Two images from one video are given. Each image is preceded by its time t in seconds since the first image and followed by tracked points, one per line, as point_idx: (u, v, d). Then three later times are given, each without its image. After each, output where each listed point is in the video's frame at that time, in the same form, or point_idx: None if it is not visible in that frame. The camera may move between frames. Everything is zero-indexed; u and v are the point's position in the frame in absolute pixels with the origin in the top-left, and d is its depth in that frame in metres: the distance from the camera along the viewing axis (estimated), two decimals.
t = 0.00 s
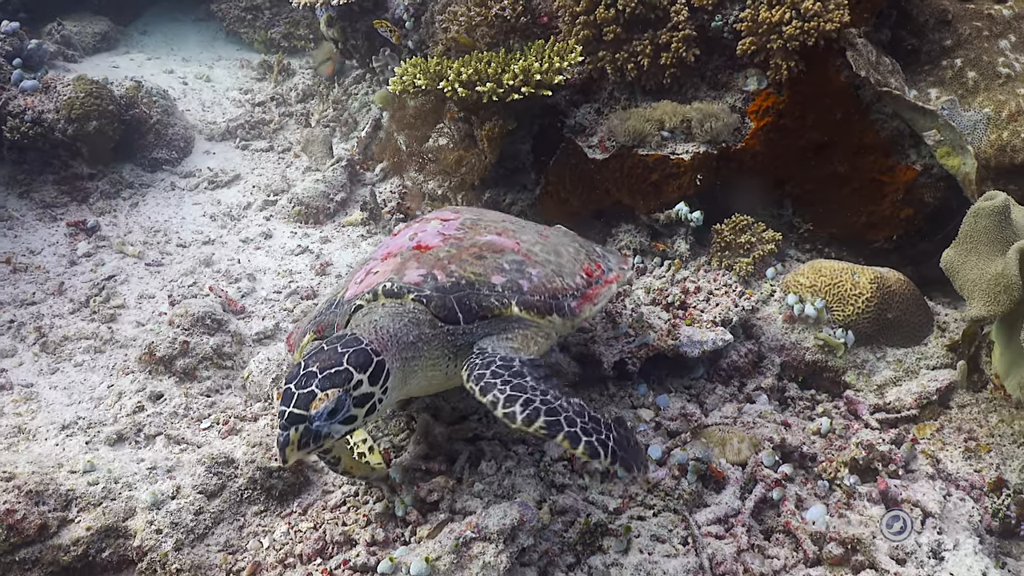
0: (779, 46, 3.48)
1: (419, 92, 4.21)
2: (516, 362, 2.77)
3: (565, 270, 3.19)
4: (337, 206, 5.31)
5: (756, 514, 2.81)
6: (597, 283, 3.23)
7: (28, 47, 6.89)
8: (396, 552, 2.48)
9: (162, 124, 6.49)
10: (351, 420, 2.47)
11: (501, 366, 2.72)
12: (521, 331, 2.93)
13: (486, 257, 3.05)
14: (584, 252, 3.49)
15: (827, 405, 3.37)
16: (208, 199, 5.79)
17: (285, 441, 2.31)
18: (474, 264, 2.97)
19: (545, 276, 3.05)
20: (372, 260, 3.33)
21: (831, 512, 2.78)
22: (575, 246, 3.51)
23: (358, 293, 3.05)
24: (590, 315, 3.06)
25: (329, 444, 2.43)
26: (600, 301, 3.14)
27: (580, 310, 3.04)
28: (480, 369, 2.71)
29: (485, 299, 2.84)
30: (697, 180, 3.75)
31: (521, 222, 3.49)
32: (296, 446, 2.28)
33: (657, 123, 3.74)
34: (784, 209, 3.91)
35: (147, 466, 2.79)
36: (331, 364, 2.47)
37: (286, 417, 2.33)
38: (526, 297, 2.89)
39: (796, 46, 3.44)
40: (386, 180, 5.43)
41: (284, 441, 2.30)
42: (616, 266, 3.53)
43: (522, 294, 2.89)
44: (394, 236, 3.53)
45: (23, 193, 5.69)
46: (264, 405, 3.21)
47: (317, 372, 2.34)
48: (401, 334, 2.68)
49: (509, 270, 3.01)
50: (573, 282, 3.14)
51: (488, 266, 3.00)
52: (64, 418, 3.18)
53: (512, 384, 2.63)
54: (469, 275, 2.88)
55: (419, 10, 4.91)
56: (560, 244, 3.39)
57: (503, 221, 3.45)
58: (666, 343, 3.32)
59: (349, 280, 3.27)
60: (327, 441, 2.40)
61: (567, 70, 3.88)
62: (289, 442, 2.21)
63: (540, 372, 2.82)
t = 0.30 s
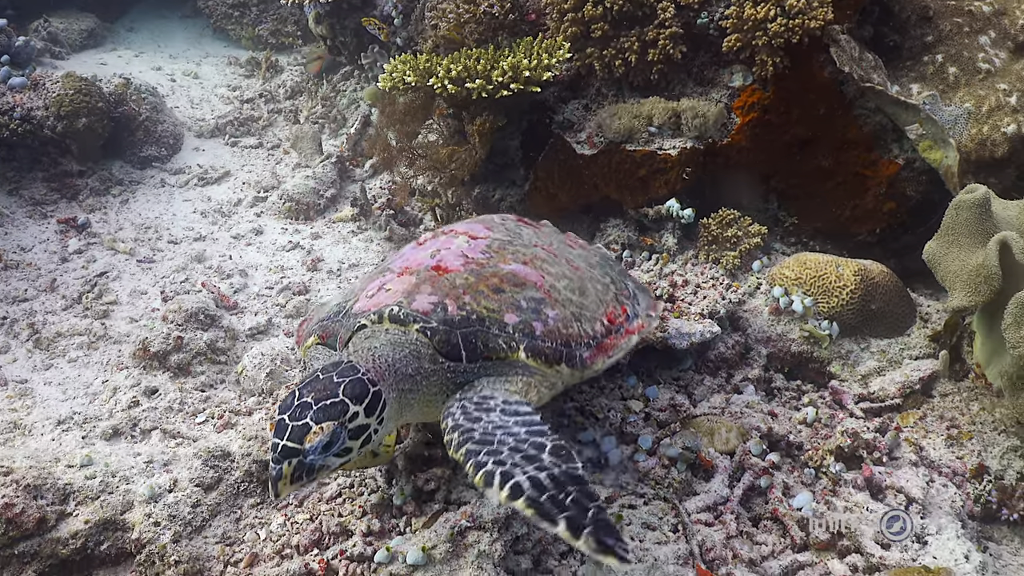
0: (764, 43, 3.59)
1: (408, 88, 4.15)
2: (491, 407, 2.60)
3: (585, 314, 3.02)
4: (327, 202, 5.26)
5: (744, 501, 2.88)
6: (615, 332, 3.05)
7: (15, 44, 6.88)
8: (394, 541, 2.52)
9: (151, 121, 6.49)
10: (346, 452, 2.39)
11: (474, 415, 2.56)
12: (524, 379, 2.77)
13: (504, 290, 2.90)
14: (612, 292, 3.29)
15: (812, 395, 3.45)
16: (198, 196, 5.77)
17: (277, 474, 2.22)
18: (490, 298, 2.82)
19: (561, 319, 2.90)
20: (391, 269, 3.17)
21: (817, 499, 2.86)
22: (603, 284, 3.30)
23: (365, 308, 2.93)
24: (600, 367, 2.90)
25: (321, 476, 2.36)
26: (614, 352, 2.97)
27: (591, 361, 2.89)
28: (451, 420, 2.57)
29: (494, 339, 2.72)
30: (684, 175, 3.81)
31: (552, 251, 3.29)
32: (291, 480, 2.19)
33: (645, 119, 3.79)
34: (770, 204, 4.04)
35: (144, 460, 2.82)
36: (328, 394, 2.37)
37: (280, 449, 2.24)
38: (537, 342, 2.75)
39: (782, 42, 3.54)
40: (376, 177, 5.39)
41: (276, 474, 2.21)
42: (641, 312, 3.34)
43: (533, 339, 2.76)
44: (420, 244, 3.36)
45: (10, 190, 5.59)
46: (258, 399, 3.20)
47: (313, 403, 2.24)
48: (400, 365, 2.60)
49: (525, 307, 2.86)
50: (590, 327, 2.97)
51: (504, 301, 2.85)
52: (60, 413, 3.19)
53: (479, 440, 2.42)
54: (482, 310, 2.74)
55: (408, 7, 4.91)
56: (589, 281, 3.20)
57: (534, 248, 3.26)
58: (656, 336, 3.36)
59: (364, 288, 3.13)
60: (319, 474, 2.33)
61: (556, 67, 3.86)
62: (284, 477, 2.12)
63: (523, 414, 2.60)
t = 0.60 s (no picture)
0: (746, 41, 3.66)
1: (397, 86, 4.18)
2: (499, 492, 2.26)
3: (604, 357, 2.75)
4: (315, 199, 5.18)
5: (728, 489, 2.96)
6: (633, 380, 2.76)
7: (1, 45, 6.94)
8: (383, 531, 2.54)
9: (139, 119, 6.50)
10: (334, 470, 2.26)
11: (481, 503, 2.23)
12: (525, 427, 2.50)
13: (522, 319, 2.68)
14: (641, 335, 3.04)
15: (793, 386, 3.54)
16: (186, 193, 5.77)
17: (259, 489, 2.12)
18: (505, 325, 2.60)
19: (577, 358, 2.65)
20: (413, 280, 3.00)
21: (799, 487, 2.96)
22: (633, 325, 3.07)
23: (377, 318, 2.78)
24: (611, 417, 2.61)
25: (307, 493, 2.24)
26: (628, 402, 2.68)
27: (602, 408, 2.59)
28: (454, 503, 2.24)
29: (498, 371, 2.51)
30: (669, 170, 3.87)
31: (585, 284, 3.07)
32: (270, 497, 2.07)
33: (630, 117, 3.85)
34: (753, 199, 4.13)
35: (136, 453, 2.87)
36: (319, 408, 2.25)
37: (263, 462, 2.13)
38: (546, 380, 2.51)
39: (763, 40, 3.62)
40: (364, 175, 5.35)
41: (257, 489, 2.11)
42: (668, 360, 3.06)
43: (542, 375, 2.52)
44: (450, 257, 3.18)
45: None
46: (249, 393, 3.23)
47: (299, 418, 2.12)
48: (399, 386, 2.45)
49: (540, 341, 2.63)
50: (608, 371, 2.70)
51: (519, 330, 2.63)
52: (52, 408, 3.23)
53: (485, 547, 2.13)
54: (493, 339, 2.53)
55: (393, 5, 4.90)
56: (617, 321, 2.95)
57: (564, 278, 3.01)
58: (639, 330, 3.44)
59: (382, 294, 2.97)
60: (304, 491, 2.22)
61: (542, 64, 3.90)
62: (262, 495, 2.00)
63: (535, 502, 2.29)
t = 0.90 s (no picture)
0: (726, 40, 3.72)
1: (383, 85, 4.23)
2: (495, 539, 2.16)
3: (623, 386, 2.58)
4: (302, 196, 5.19)
5: (705, 478, 3.03)
6: (653, 416, 2.56)
7: None
8: (367, 518, 2.61)
9: (127, 117, 6.48)
10: (307, 452, 2.17)
11: (478, 550, 2.15)
12: (515, 448, 2.39)
13: (538, 331, 2.59)
14: (670, 374, 2.83)
15: (771, 379, 3.62)
16: (173, 190, 5.78)
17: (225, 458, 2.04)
18: (517, 333, 2.51)
19: (591, 381, 2.51)
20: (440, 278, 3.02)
21: (773, 474, 3.03)
22: (666, 363, 2.90)
23: (393, 308, 2.78)
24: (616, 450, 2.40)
25: (276, 472, 2.14)
26: (638, 437, 2.46)
27: (611, 438, 2.39)
28: (449, 551, 2.19)
29: (501, 378, 2.42)
30: (649, 168, 3.96)
31: (618, 314, 2.95)
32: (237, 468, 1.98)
33: (611, 115, 3.91)
34: (732, 196, 4.22)
35: (124, 445, 2.92)
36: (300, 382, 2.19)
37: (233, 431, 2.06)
38: (551, 397, 2.38)
39: (742, 40, 3.68)
40: (350, 172, 5.38)
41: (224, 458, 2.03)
42: (695, 406, 2.79)
43: (547, 390, 2.40)
44: (484, 265, 3.16)
45: None
46: (235, 387, 3.28)
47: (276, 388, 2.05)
48: (391, 375, 2.40)
49: (553, 355, 2.52)
50: (623, 402, 2.52)
51: (531, 341, 2.54)
52: (40, 401, 3.27)
53: None
54: (500, 343, 2.45)
55: (379, 5, 4.93)
56: (645, 355, 2.78)
57: (593, 303, 2.90)
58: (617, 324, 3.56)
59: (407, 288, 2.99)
60: (272, 469, 2.12)
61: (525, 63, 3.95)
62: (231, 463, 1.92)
63: (531, 547, 2.18)
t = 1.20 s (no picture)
0: (703, 42, 3.79)
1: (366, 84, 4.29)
2: (488, 538, 2.13)
3: (647, 406, 2.42)
4: (286, 194, 5.25)
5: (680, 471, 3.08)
6: (677, 445, 2.35)
7: None
8: (345, 506, 2.68)
9: (114, 115, 6.53)
10: (322, 412, 2.20)
11: (469, 549, 2.12)
12: (518, 449, 2.34)
13: (563, 334, 2.53)
14: (708, 409, 2.60)
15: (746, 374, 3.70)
16: (160, 187, 5.81)
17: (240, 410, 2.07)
18: (539, 332, 2.48)
19: (612, 394, 2.38)
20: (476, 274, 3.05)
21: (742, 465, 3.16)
22: (704, 397, 2.66)
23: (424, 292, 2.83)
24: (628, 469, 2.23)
25: (289, 432, 2.16)
26: (656, 461, 2.27)
27: (623, 455, 2.24)
28: (440, 547, 2.16)
29: (513, 373, 2.37)
30: (628, 167, 4.04)
31: (656, 337, 2.79)
32: (251, 419, 2.03)
33: (590, 115, 3.98)
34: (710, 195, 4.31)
35: (108, 435, 2.99)
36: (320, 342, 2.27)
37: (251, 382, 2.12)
38: (563, 400, 2.30)
39: (719, 41, 3.74)
40: (335, 170, 5.43)
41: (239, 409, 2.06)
42: (730, 446, 2.52)
43: (559, 391, 2.32)
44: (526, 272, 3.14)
45: None
46: (218, 379, 3.35)
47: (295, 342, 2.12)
48: (404, 350, 2.45)
49: (574, 361, 2.44)
50: (646, 423, 2.35)
51: (551, 342, 2.48)
52: (25, 392, 3.34)
53: None
54: (519, 339, 2.42)
55: (364, 5, 4.99)
56: (683, 384, 2.59)
57: (632, 322, 2.78)
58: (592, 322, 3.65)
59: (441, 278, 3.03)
60: (285, 427, 2.14)
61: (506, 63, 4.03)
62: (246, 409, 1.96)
63: (520, 544, 2.16)
